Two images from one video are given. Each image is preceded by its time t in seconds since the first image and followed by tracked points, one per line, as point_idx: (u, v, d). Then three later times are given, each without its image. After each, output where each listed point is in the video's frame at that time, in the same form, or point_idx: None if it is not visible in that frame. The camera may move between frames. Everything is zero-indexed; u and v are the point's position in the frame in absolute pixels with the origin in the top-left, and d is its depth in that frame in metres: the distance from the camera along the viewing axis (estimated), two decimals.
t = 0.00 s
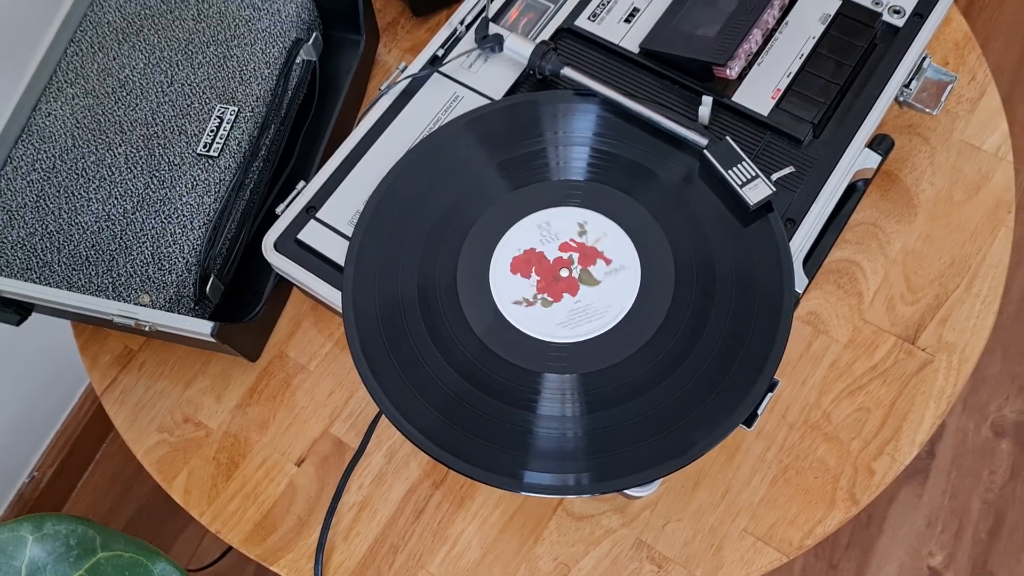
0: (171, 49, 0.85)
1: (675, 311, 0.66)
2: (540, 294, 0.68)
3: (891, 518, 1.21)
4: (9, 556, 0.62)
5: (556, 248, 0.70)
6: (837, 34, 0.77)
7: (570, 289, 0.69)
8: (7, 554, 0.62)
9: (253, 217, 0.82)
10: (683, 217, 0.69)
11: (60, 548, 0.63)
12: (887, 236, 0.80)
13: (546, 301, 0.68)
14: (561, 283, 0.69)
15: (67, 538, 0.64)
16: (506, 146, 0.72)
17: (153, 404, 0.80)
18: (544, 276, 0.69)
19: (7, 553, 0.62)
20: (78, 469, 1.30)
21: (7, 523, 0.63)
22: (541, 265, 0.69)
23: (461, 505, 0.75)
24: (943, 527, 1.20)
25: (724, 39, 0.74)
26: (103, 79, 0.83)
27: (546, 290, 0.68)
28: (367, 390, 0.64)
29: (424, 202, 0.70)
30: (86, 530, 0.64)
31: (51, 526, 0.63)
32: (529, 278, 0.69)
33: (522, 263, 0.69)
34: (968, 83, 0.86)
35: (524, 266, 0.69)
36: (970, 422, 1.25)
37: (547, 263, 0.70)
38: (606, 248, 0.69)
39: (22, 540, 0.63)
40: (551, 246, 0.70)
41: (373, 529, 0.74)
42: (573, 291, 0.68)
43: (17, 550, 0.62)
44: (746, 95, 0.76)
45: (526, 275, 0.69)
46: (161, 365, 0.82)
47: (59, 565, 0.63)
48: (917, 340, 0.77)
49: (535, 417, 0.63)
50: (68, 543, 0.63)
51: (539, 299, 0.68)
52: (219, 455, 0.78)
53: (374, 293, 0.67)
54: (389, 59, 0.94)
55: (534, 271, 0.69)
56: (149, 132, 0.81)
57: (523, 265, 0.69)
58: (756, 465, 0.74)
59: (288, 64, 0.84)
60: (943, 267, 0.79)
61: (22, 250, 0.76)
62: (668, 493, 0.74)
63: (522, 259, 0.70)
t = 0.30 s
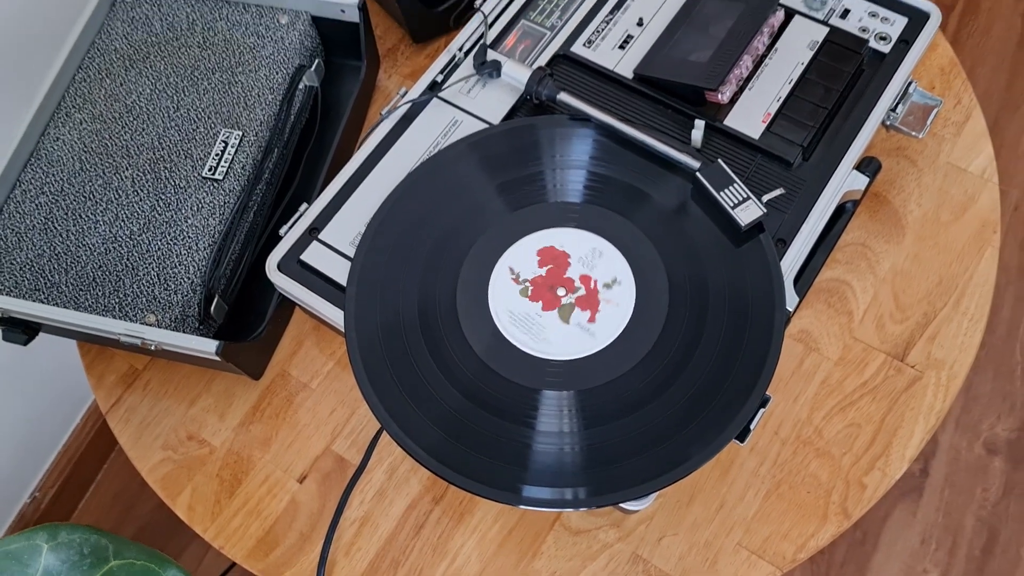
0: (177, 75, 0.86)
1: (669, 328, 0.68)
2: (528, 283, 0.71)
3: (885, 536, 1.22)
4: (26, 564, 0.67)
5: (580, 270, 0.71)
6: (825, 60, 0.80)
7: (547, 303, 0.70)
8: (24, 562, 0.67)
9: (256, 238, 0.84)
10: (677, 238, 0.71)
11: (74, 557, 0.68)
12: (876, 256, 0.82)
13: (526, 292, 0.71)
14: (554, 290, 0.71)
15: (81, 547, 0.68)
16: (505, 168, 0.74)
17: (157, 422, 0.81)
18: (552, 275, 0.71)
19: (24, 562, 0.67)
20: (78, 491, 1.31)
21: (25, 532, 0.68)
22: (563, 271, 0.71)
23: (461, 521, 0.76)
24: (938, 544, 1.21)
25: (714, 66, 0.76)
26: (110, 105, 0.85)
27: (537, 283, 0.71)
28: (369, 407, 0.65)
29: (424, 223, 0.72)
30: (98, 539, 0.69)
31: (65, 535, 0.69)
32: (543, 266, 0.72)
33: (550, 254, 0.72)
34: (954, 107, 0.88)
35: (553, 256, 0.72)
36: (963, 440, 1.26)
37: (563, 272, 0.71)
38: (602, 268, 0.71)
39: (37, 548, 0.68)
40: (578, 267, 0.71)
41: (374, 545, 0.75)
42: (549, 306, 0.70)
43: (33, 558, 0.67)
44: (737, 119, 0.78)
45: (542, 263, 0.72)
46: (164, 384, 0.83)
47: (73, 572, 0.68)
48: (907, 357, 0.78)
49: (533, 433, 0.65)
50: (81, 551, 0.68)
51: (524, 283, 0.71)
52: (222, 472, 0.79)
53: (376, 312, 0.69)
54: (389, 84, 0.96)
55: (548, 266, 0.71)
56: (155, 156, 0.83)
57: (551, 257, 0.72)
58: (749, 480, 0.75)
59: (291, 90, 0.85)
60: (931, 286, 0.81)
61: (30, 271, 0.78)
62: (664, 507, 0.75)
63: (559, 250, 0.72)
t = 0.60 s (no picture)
0: (179, 92, 0.87)
1: (666, 342, 0.68)
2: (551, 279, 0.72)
3: (884, 550, 1.22)
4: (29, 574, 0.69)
5: (589, 306, 0.71)
6: (820, 77, 0.81)
7: (541, 301, 0.71)
8: (27, 573, 0.69)
9: (257, 253, 0.84)
10: (675, 252, 0.72)
11: (76, 568, 0.70)
12: (872, 270, 0.83)
13: (543, 279, 0.72)
14: (564, 297, 0.72)
15: (83, 558, 0.71)
16: (504, 184, 0.75)
17: (157, 436, 0.82)
18: (573, 290, 0.72)
19: (27, 572, 0.69)
20: (76, 506, 1.31)
21: (27, 544, 0.70)
22: (580, 297, 0.71)
23: (460, 534, 0.76)
24: (936, 558, 1.21)
25: (711, 82, 0.77)
26: (113, 121, 0.86)
27: (557, 283, 0.72)
28: (369, 421, 0.66)
29: (424, 238, 0.73)
30: (100, 551, 0.71)
31: (67, 547, 0.70)
32: (576, 279, 0.72)
33: (593, 278, 0.72)
34: (948, 122, 0.89)
35: (588, 281, 0.72)
36: (960, 453, 1.26)
37: (576, 299, 0.71)
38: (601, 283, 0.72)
39: (40, 559, 0.69)
40: (591, 309, 0.71)
41: (374, 558, 0.76)
42: (541, 300, 0.71)
43: (35, 568, 0.69)
44: (733, 134, 0.79)
45: (574, 276, 0.72)
46: (165, 398, 0.83)
47: None
48: (903, 370, 0.79)
49: (532, 446, 0.65)
50: (84, 563, 0.70)
51: (549, 273, 0.72)
52: (222, 486, 0.79)
53: (375, 326, 0.69)
54: (389, 100, 0.97)
55: (574, 284, 0.72)
56: (157, 171, 0.84)
57: (590, 282, 0.72)
58: (747, 493, 0.75)
59: (292, 106, 0.86)
60: (927, 300, 0.81)
61: (32, 286, 0.79)
62: (662, 520, 0.75)
63: (598, 281, 0.72)
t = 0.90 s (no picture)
0: (179, 97, 0.87)
1: (666, 347, 0.68)
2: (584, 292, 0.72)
3: (883, 555, 1.22)
4: None
5: (574, 333, 0.70)
6: (819, 82, 0.81)
7: (552, 296, 0.72)
8: None
9: (256, 258, 0.84)
10: (674, 257, 0.72)
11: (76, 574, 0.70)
12: (871, 274, 0.83)
13: (578, 281, 0.72)
14: (572, 307, 0.71)
15: (83, 564, 0.70)
16: (504, 189, 0.75)
17: (156, 441, 0.82)
18: (583, 310, 0.71)
19: None
20: (75, 511, 1.31)
21: (26, 549, 0.70)
22: (577, 324, 0.70)
23: (460, 539, 0.76)
24: (936, 563, 1.21)
25: (711, 87, 0.77)
26: (112, 126, 0.86)
27: (579, 296, 0.72)
28: (368, 426, 0.66)
29: (423, 243, 0.73)
30: (100, 557, 0.71)
31: (66, 553, 0.70)
32: (594, 310, 0.71)
33: (603, 321, 0.70)
34: (947, 127, 0.89)
35: (598, 320, 0.70)
36: (960, 458, 1.26)
37: (573, 321, 0.71)
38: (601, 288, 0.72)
39: (39, 566, 0.69)
40: (575, 337, 0.70)
41: (373, 564, 0.75)
42: (556, 289, 0.72)
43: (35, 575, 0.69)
44: (733, 140, 0.79)
45: (592, 305, 0.71)
46: (165, 403, 0.83)
47: None
48: (903, 375, 0.79)
49: (531, 451, 0.65)
50: (83, 568, 0.70)
51: (581, 286, 0.72)
52: (221, 491, 0.79)
53: (375, 331, 0.69)
54: (389, 105, 0.97)
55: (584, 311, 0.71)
56: (156, 177, 0.84)
57: (595, 321, 0.70)
58: (747, 498, 0.75)
59: (292, 111, 0.86)
60: (926, 304, 0.81)
61: (31, 291, 0.79)
62: (662, 525, 0.75)
63: (605, 326, 0.70)
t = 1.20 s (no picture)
0: (177, 99, 0.87)
1: (665, 349, 0.68)
2: (589, 321, 0.70)
3: (881, 557, 1.22)
4: None
5: (541, 334, 0.70)
6: (817, 84, 0.81)
7: (569, 300, 0.71)
8: None
9: (255, 260, 0.84)
10: (673, 259, 0.72)
11: None
12: (869, 276, 0.83)
13: (595, 312, 0.71)
14: (567, 320, 0.71)
15: (80, 566, 0.71)
16: (502, 191, 0.75)
17: (154, 444, 0.82)
18: (570, 328, 0.70)
19: None
20: (74, 513, 1.31)
21: (24, 552, 0.70)
22: (552, 330, 0.70)
23: (459, 541, 0.76)
24: (934, 565, 1.21)
25: (709, 89, 0.77)
26: (110, 128, 0.86)
27: (584, 319, 0.70)
28: (367, 428, 0.66)
29: (422, 245, 0.73)
30: (98, 559, 0.71)
31: (64, 555, 0.71)
32: (574, 340, 0.70)
33: (563, 353, 0.69)
34: (945, 129, 0.90)
35: (567, 347, 0.69)
36: (958, 460, 1.26)
37: (557, 328, 0.70)
38: (598, 289, 0.71)
39: (37, 568, 0.69)
40: (538, 337, 0.70)
41: (372, 566, 0.75)
42: (576, 297, 0.71)
43: None
44: (731, 142, 0.79)
45: (575, 339, 0.70)
46: (163, 405, 0.83)
47: None
48: (901, 377, 0.79)
49: (530, 453, 0.65)
50: (81, 570, 0.71)
51: (592, 320, 0.70)
52: (219, 494, 0.79)
53: (373, 333, 0.69)
54: (387, 108, 0.97)
55: (569, 334, 0.70)
56: (155, 179, 0.83)
57: (565, 345, 0.69)
58: (746, 500, 0.75)
59: (290, 114, 0.86)
60: (924, 306, 0.81)
61: (30, 293, 0.79)
62: (661, 527, 0.75)
63: (565, 356, 0.69)
